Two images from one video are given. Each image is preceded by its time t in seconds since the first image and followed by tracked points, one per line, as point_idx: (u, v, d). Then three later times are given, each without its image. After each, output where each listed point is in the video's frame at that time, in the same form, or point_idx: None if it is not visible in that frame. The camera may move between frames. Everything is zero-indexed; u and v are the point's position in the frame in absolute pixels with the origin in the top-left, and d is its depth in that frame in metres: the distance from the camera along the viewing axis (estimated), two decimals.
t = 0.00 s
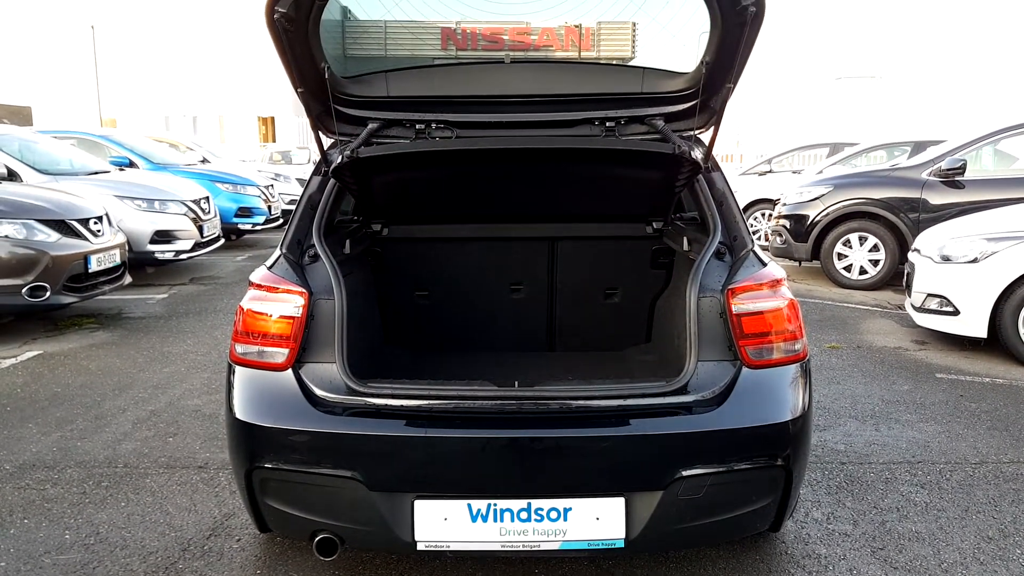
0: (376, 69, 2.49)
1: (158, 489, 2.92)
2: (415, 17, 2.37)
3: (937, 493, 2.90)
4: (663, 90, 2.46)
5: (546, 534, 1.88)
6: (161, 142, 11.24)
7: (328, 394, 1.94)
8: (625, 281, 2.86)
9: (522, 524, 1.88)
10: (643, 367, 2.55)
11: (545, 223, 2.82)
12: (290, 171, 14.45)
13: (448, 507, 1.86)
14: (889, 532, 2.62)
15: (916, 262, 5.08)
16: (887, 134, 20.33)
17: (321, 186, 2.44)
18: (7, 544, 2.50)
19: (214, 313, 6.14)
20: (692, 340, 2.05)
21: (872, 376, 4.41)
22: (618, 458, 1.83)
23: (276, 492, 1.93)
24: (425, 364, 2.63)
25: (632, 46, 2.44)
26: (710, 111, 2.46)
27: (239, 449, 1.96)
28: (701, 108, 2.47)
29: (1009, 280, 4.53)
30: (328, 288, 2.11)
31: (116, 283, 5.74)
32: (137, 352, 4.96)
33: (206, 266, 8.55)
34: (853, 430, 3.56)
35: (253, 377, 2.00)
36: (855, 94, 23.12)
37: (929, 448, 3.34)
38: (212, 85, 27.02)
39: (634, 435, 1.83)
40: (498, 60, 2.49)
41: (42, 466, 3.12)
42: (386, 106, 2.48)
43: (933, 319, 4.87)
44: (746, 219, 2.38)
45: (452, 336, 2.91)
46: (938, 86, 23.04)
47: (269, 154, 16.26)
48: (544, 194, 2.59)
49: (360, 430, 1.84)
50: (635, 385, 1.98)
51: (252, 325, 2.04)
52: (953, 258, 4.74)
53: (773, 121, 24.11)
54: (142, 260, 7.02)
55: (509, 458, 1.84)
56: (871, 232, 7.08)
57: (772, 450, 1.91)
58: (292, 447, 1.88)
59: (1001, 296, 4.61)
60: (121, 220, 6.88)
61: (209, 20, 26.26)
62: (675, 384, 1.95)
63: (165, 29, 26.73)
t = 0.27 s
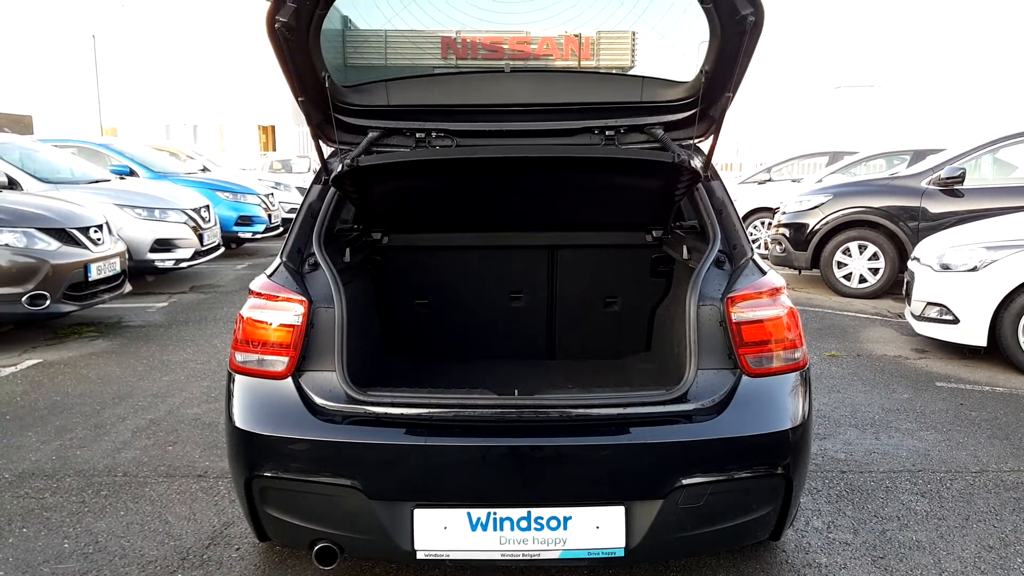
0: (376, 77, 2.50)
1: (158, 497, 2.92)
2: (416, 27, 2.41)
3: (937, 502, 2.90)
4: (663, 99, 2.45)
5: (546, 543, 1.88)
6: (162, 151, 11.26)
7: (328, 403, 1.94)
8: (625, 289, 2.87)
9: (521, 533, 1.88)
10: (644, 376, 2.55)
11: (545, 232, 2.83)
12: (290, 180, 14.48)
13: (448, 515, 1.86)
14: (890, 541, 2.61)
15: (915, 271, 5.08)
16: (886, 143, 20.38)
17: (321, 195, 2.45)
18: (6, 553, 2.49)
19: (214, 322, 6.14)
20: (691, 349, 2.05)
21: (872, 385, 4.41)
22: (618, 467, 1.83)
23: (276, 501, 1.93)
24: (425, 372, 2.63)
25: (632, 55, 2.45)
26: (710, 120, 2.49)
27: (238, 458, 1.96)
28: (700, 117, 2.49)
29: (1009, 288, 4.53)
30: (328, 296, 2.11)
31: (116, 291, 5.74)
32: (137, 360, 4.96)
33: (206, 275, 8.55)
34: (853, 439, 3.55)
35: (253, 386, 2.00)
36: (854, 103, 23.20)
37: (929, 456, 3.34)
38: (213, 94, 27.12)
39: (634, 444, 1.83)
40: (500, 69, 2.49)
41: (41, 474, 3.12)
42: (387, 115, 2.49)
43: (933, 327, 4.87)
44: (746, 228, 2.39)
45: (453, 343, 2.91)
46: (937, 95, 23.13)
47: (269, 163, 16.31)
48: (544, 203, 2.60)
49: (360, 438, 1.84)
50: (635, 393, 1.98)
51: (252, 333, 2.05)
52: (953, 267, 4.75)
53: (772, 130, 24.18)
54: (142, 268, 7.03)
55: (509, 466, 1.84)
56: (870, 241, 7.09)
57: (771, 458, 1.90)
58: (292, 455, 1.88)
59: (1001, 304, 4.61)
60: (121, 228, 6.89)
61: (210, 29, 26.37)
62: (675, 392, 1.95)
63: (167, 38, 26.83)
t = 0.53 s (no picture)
0: (376, 86, 2.50)
1: (157, 507, 2.91)
2: (415, 35, 2.42)
3: (938, 509, 2.89)
4: (662, 107, 2.47)
5: (546, 551, 1.88)
6: (162, 160, 11.28)
7: (327, 411, 1.94)
8: (625, 296, 2.87)
9: (521, 541, 1.88)
10: (644, 383, 2.54)
11: (544, 239, 2.84)
12: (290, 188, 14.51)
13: (448, 524, 1.86)
14: (891, 548, 2.61)
15: (914, 278, 5.09)
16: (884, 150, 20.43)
17: (321, 203, 2.46)
18: (5, 563, 2.48)
19: (213, 330, 6.13)
20: (691, 356, 2.05)
21: (872, 392, 4.41)
22: (618, 475, 1.83)
23: (275, 510, 1.92)
24: (425, 380, 2.63)
25: (631, 63, 2.47)
26: (708, 128, 2.48)
27: (237, 466, 1.96)
28: (699, 125, 2.49)
29: (1008, 295, 4.53)
30: (328, 304, 2.11)
31: (115, 300, 5.74)
32: (136, 369, 4.96)
33: (205, 283, 8.55)
34: (853, 446, 3.55)
35: (252, 394, 2.00)
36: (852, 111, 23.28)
37: (929, 464, 3.33)
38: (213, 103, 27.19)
39: (635, 451, 1.83)
40: (498, 78, 2.50)
41: (40, 484, 3.11)
42: (387, 124, 2.50)
43: (932, 334, 4.87)
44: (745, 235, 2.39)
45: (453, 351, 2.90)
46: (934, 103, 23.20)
47: (269, 172, 16.34)
48: (543, 211, 2.61)
49: (359, 446, 1.84)
50: (635, 401, 1.98)
51: (251, 341, 2.05)
52: (951, 274, 4.76)
53: (771, 138, 24.24)
54: (142, 277, 7.03)
55: (509, 474, 1.84)
56: (869, 248, 7.10)
57: (771, 465, 1.90)
58: (291, 464, 1.88)
59: (1000, 309, 4.61)
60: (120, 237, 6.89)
61: (210, 39, 26.47)
62: (674, 400, 1.95)
63: (167, 47, 26.93)
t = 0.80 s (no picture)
0: (376, 95, 2.52)
1: (156, 514, 2.90)
2: (415, 44, 2.44)
3: (938, 517, 2.89)
4: (661, 116, 2.47)
5: (546, 559, 1.87)
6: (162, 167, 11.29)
7: (327, 419, 1.94)
8: (624, 304, 2.87)
9: (521, 549, 1.87)
10: (643, 391, 2.54)
11: (544, 247, 2.85)
12: (290, 195, 14.52)
13: (447, 532, 1.85)
14: (891, 557, 2.60)
15: (913, 285, 5.09)
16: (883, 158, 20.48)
17: (321, 211, 2.47)
18: (3, 571, 2.48)
19: (213, 338, 6.13)
20: (691, 364, 2.05)
21: (872, 399, 4.40)
22: (618, 483, 1.82)
23: (275, 517, 1.92)
24: (424, 387, 2.63)
25: (630, 71, 2.48)
26: (707, 136, 2.49)
27: (237, 474, 1.96)
28: (698, 134, 2.50)
29: (1007, 303, 4.53)
30: (328, 311, 2.11)
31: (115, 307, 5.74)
32: (136, 376, 4.95)
33: (205, 291, 8.55)
34: (853, 454, 3.54)
35: (252, 402, 2.00)
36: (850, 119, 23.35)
37: (930, 472, 3.32)
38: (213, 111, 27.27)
39: (635, 459, 1.83)
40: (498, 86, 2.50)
41: (39, 491, 3.10)
42: (386, 133, 2.50)
43: (931, 342, 4.87)
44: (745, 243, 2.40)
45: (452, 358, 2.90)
46: (933, 111, 23.27)
47: (269, 180, 16.38)
48: (542, 218, 2.61)
49: (359, 454, 1.84)
50: (635, 408, 1.97)
51: (251, 349, 2.05)
52: (951, 282, 4.77)
53: (770, 146, 24.30)
54: (142, 284, 7.03)
55: (509, 482, 1.83)
56: (868, 255, 7.11)
57: (772, 473, 1.90)
58: (291, 472, 1.87)
59: (1001, 317, 4.60)
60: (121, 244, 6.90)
61: (211, 47, 26.56)
62: (674, 408, 1.95)
63: (168, 55, 27.02)
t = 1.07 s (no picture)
0: (375, 103, 2.53)
1: (153, 523, 2.89)
2: (414, 52, 2.44)
3: (938, 525, 2.88)
4: (658, 124, 2.49)
5: (546, 567, 1.87)
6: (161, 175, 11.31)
7: (326, 426, 1.93)
8: (623, 311, 2.87)
9: (521, 557, 1.87)
10: (642, 399, 2.54)
11: (542, 255, 2.86)
12: (290, 203, 14.55)
13: (447, 540, 1.85)
14: (892, 564, 2.59)
15: (912, 293, 5.10)
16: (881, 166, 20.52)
17: (321, 219, 2.48)
18: None
19: (212, 346, 6.12)
20: (690, 371, 2.05)
21: (871, 407, 4.40)
22: (617, 490, 1.82)
23: (274, 525, 1.91)
24: (423, 395, 2.63)
25: (629, 80, 2.50)
26: (705, 144, 2.49)
27: (236, 482, 1.95)
28: (697, 141, 2.51)
29: (1006, 310, 4.54)
30: (327, 319, 2.11)
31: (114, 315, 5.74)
32: (134, 384, 4.94)
33: (204, 299, 8.55)
34: (853, 461, 3.54)
35: (251, 409, 2.00)
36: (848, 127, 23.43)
37: (930, 479, 3.32)
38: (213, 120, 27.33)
39: (634, 466, 1.83)
40: (496, 94, 2.53)
41: (37, 500, 3.10)
42: (385, 140, 2.51)
43: (931, 349, 4.87)
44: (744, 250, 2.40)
45: (451, 366, 2.90)
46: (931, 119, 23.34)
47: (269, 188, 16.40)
48: (541, 226, 2.62)
49: (358, 462, 1.84)
50: (635, 416, 1.97)
51: (250, 356, 2.05)
52: (950, 289, 4.77)
53: (768, 153, 24.34)
54: (141, 292, 7.03)
55: (508, 489, 1.83)
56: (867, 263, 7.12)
57: (771, 481, 1.90)
58: (289, 480, 1.87)
59: (1000, 324, 4.60)
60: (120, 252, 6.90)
61: (211, 56, 26.65)
62: (674, 415, 1.95)
63: (168, 64, 27.11)
